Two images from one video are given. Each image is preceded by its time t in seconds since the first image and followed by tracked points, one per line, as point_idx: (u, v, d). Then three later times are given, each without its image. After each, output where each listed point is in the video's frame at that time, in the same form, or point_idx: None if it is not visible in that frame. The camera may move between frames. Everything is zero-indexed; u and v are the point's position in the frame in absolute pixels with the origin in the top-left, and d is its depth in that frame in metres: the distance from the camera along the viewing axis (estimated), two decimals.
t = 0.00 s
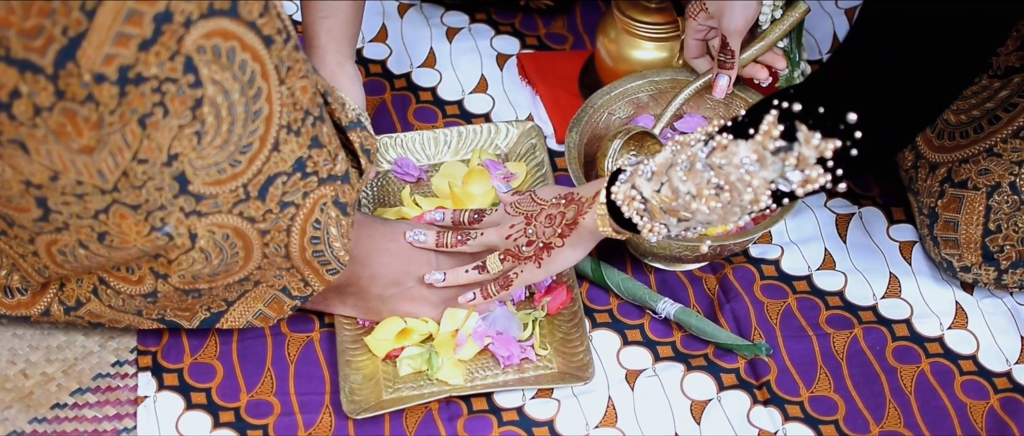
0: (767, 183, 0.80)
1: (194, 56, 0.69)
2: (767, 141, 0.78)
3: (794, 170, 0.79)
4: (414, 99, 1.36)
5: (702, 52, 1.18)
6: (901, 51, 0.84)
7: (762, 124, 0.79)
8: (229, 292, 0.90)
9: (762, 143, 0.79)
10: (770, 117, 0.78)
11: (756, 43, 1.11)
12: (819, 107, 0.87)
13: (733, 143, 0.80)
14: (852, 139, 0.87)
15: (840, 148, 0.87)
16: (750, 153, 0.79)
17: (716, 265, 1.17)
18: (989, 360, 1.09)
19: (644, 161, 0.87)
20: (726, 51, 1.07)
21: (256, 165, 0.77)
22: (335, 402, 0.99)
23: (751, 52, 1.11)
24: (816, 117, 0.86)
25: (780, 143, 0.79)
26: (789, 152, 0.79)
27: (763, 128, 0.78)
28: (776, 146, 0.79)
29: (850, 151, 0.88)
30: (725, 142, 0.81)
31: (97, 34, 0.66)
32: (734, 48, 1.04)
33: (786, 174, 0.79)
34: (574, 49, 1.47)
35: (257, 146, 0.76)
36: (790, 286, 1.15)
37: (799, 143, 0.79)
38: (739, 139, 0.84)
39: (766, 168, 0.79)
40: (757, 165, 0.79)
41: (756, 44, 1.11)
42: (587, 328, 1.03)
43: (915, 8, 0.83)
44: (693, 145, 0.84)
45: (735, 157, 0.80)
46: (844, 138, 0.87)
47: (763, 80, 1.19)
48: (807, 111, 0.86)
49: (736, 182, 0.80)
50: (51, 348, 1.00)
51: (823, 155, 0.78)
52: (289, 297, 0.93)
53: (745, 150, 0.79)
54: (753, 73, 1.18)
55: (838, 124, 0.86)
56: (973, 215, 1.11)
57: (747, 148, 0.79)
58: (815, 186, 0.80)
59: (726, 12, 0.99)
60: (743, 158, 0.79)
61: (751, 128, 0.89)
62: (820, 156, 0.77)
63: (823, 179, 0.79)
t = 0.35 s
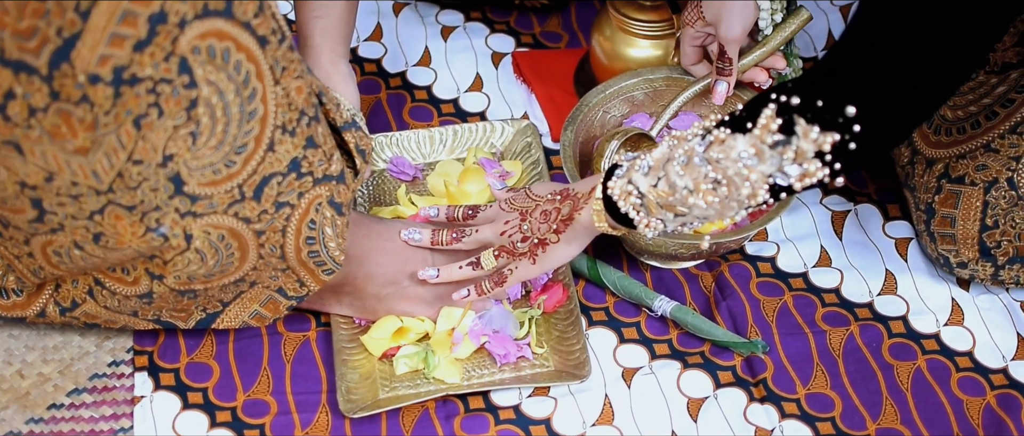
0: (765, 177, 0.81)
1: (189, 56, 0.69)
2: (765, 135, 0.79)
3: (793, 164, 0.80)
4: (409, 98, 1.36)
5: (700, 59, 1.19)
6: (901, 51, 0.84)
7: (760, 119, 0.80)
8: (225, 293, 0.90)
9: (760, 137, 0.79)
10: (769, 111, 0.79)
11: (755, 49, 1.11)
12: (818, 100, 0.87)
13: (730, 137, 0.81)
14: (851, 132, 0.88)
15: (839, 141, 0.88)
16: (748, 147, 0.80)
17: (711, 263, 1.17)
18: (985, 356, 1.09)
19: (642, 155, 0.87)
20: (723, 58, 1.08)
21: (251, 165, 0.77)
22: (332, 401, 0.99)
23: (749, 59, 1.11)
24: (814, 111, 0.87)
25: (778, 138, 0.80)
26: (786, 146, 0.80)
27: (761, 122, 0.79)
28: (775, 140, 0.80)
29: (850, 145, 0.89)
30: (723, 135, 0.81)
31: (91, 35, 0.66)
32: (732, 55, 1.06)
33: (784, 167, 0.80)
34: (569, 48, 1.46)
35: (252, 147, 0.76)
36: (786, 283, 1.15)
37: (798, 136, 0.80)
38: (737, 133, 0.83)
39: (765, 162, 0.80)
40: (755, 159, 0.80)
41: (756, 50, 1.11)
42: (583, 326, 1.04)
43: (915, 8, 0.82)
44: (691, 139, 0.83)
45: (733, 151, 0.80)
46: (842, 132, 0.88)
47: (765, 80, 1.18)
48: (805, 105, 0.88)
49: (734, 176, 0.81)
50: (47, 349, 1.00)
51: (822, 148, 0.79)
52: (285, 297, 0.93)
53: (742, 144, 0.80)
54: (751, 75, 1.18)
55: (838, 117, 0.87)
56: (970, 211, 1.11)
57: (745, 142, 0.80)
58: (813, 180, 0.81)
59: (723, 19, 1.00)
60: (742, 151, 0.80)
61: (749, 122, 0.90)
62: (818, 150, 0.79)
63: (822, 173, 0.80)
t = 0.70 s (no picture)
0: (769, 176, 0.81)
1: (189, 59, 0.69)
2: (768, 133, 0.80)
3: (796, 162, 0.80)
4: (409, 100, 1.36)
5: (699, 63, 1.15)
6: (901, 51, 0.84)
7: (763, 118, 0.81)
8: (225, 297, 0.90)
9: (763, 135, 0.80)
10: (773, 109, 0.80)
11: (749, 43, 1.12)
12: (820, 99, 0.87)
13: (733, 136, 0.81)
14: (854, 131, 0.87)
15: (841, 140, 0.87)
16: (751, 145, 0.80)
17: (712, 265, 1.17)
18: (986, 357, 1.09)
19: (642, 154, 0.86)
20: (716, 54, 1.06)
21: (251, 168, 0.77)
22: (332, 404, 0.99)
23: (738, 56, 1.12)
24: (817, 109, 0.87)
25: (782, 135, 0.81)
26: (790, 144, 0.80)
27: (764, 121, 0.80)
28: (778, 138, 0.80)
29: (852, 143, 0.88)
30: (726, 135, 0.82)
31: (91, 38, 0.66)
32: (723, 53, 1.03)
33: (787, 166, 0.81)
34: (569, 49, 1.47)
35: (253, 150, 0.76)
36: (786, 284, 1.15)
37: (801, 134, 0.81)
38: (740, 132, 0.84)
39: (768, 161, 0.80)
40: (758, 157, 0.80)
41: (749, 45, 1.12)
42: (584, 328, 1.04)
43: (914, 8, 0.83)
44: (693, 138, 0.84)
45: (737, 150, 0.81)
46: (846, 130, 0.87)
47: (756, 68, 1.13)
48: (809, 103, 0.87)
49: (738, 175, 0.81)
50: (48, 352, 1.00)
51: (825, 146, 0.79)
52: (286, 300, 0.93)
53: (746, 142, 0.80)
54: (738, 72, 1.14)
55: (840, 115, 0.87)
56: (970, 211, 1.11)
57: (748, 140, 0.81)
58: (817, 178, 0.82)
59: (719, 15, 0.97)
60: (745, 150, 0.80)
61: (752, 120, 0.89)
62: (822, 147, 0.79)
63: (825, 171, 0.81)
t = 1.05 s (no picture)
0: (773, 176, 0.81)
1: (191, 62, 0.69)
2: (772, 134, 0.81)
3: (800, 162, 0.81)
4: (409, 102, 1.36)
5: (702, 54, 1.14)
6: (901, 50, 0.84)
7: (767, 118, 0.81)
8: (227, 299, 0.90)
9: (768, 135, 0.81)
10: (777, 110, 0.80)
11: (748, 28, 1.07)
12: (824, 99, 0.84)
13: (737, 136, 0.82)
14: (858, 131, 0.84)
15: (846, 140, 0.83)
16: (755, 146, 0.81)
17: (713, 265, 1.17)
18: (986, 356, 1.10)
19: (647, 155, 0.87)
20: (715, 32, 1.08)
21: (253, 171, 0.77)
22: (334, 405, 0.99)
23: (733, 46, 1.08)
24: (821, 109, 0.84)
25: (786, 136, 0.81)
26: (794, 144, 0.81)
27: (769, 121, 0.81)
28: (782, 138, 0.81)
29: (856, 143, 0.84)
30: (729, 135, 0.82)
31: (93, 42, 0.66)
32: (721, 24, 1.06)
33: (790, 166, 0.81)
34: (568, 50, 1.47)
35: (254, 152, 0.76)
36: (787, 284, 1.15)
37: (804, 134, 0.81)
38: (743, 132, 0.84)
39: (772, 161, 0.81)
40: (762, 157, 0.81)
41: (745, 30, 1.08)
42: (585, 329, 1.04)
43: (914, 8, 0.84)
44: (697, 139, 0.84)
45: (740, 150, 0.81)
46: (851, 131, 0.84)
47: (756, 42, 1.07)
48: (813, 103, 0.84)
49: (741, 175, 0.81)
50: (50, 355, 1.00)
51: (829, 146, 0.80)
52: (288, 302, 0.93)
53: (750, 143, 0.81)
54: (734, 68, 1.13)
55: (845, 115, 0.83)
56: (970, 210, 1.11)
57: (752, 141, 0.81)
58: (820, 179, 0.82)
59: None
60: (749, 150, 0.80)
61: (756, 121, 0.86)
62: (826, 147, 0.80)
63: (829, 171, 0.81)
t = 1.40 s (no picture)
0: (772, 180, 0.81)
1: (191, 65, 0.69)
2: (772, 138, 0.79)
3: (799, 166, 0.80)
4: (408, 104, 1.36)
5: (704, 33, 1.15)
6: (901, 51, 0.84)
7: (766, 121, 0.80)
8: (228, 301, 0.90)
9: (767, 139, 0.79)
10: (775, 114, 0.79)
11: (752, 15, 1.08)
12: (823, 101, 0.85)
13: (736, 141, 0.81)
14: (857, 133, 0.85)
15: (845, 141, 0.85)
16: (754, 150, 0.80)
17: (712, 266, 1.17)
18: (986, 356, 1.10)
19: (646, 163, 0.87)
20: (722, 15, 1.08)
21: (253, 173, 0.77)
22: (335, 407, 0.99)
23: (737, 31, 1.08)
24: (820, 112, 0.85)
25: (785, 139, 0.80)
26: (793, 147, 0.79)
27: (767, 126, 0.79)
28: (781, 142, 0.80)
29: (855, 144, 0.86)
30: (728, 140, 0.81)
31: (93, 45, 0.66)
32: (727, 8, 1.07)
33: (790, 169, 0.80)
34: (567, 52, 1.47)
35: (254, 155, 0.76)
36: (787, 285, 1.15)
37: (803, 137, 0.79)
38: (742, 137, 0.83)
39: (771, 165, 0.80)
40: (761, 162, 0.80)
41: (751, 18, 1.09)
42: (585, 330, 1.04)
43: (913, 8, 0.84)
44: (696, 145, 0.84)
45: (739, 155, 0.80)
46: (850, 132, 0.85)
47: (764, 24, 1.07)
48: (811, 106, 0.85)
49: (740, 180, 0.81)
50: (50, 357, 1.00)
51: (828, 148, 0.78)
52: (288, 304, 0.94)
53: (749, 147, 0.80)
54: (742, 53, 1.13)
55: (843, 117, 0.85)
56: (970, 210, 1.11)
57: (751, 146, 0.80)
58: (820, 182, 0.81)
59: None
60: (748, 155, 0.80)
61: (753, 125, 0.87)
62: (825, 150, 0.78)
63: (828, 174, 0.80)
